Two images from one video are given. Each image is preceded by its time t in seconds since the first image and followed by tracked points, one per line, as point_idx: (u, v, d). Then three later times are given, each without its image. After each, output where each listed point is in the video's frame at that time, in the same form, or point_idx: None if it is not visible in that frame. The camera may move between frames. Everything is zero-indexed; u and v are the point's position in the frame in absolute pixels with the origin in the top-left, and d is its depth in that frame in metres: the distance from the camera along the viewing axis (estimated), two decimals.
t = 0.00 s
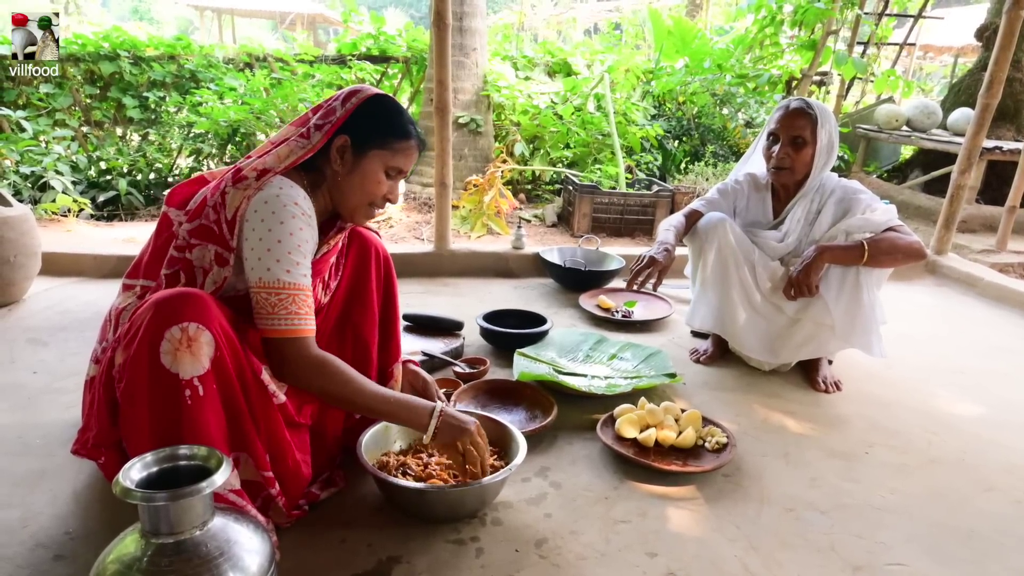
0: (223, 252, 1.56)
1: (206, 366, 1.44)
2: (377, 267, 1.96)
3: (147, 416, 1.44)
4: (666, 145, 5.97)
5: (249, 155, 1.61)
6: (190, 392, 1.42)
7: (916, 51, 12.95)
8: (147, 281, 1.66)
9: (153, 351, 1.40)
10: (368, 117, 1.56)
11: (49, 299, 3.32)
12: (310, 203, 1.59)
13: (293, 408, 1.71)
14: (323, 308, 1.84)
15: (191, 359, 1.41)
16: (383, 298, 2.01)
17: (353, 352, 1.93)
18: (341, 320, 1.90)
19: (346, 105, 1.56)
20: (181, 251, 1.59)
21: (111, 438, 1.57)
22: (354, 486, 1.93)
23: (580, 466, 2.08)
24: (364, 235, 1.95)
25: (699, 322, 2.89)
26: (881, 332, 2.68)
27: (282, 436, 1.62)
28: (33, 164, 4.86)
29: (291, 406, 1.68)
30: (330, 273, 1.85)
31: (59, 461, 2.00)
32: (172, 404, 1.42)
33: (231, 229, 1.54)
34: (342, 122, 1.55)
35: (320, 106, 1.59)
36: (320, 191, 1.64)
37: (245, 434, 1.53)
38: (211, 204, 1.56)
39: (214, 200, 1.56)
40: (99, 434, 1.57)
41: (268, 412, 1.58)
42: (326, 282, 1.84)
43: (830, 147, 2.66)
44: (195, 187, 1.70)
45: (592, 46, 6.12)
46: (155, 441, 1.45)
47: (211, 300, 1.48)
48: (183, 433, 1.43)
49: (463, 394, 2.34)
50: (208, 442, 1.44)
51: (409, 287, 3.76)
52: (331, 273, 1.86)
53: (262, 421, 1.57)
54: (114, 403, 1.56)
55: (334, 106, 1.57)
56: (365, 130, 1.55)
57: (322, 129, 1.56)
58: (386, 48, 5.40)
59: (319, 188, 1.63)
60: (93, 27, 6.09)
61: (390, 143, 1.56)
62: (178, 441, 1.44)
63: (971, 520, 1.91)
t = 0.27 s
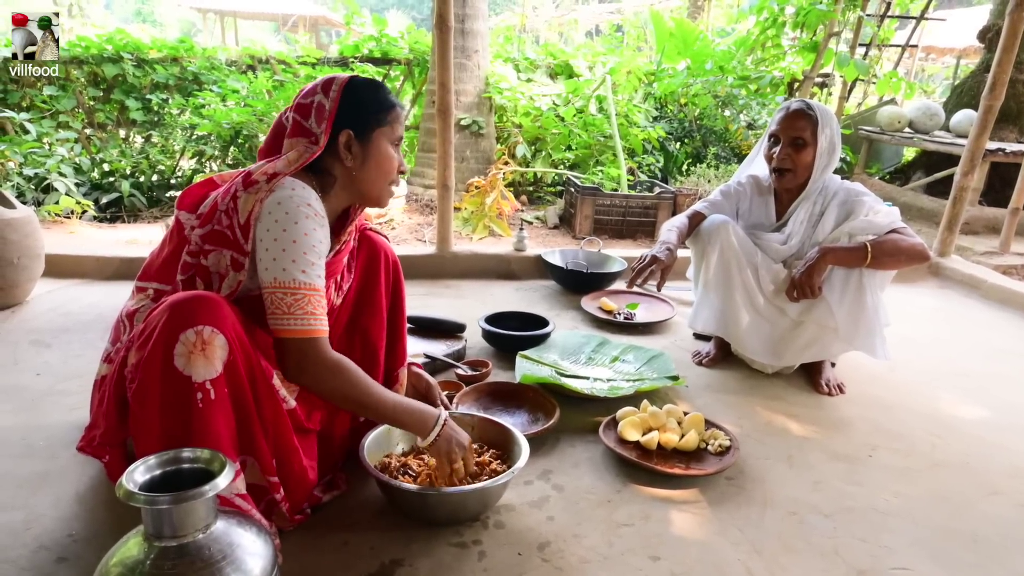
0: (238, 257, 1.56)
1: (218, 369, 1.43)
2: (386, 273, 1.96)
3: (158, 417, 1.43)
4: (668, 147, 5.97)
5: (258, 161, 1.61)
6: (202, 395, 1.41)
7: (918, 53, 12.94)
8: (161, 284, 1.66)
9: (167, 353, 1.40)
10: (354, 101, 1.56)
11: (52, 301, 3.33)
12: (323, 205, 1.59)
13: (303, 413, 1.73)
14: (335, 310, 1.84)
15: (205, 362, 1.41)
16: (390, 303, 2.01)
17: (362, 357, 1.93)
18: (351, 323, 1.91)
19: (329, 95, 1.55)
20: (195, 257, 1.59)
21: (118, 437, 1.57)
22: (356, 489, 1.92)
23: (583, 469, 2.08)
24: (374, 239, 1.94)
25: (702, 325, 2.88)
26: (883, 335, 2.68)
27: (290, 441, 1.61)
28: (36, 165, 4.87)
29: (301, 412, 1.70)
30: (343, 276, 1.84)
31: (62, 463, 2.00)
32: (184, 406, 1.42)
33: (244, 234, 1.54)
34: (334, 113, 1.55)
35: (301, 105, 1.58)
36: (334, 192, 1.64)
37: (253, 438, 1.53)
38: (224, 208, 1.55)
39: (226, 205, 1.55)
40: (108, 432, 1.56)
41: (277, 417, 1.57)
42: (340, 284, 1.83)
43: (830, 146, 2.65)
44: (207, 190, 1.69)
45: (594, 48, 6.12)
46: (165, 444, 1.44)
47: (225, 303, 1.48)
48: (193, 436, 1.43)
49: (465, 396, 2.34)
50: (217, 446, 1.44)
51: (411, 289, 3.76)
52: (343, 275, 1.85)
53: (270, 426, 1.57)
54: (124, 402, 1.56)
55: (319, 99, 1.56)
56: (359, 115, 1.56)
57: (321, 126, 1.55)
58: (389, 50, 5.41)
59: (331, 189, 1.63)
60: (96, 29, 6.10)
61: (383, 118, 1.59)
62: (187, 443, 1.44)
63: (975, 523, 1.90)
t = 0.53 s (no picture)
0: (230, 256, 1.57)
1: (218, 373, 1.43)
2: (387, 273, 1.95)
3: (157, 422, 1.43)
4: (670, 149, 5.97)
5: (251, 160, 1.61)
6: (202, 399, 1.41)
7: (921, 54, 12.93)
8: (159, 287, 1.66)
9: (166, 357, 1.40)
10: (342, 98, 1.55)
11: (54, 303, 3.33)
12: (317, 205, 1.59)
13: (303, 415, 1.73)
14: (336, 308, 1.83)
15: (203, 366, 1.41)
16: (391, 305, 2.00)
17: (363, 357, 1.93)
18: (352, 323, 1.90)
19: (317, 91, 1.54)
20: (192, 258, 1.59)
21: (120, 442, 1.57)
22: (358, 491, 1.93)
23: (585, 472, 2.08)
24: (376, 241, 1.94)
25: (704, 327, 2.88)
26: (886, 337, 2.68)
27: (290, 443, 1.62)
28: (38, 168, 4.88)
29: (300, 414, 1.71)
30: (342, 274, 1.83)
31: (64, 466, 2.00)
32: (184, 410, 1.42)
33: (234, 232, 1.55)
34: (324, 110, 1.54)
35: (286, 102, 1.56)
36: (331, 190, 1.64)
37: (253, 442, 1.53)
38: (217, 208, 1.56)
39: (219, 205, 1.56)
40: (109, 436, 1.57)
41: (275, 417, 1.58)
42: (339, 282, 1.82)
43: (833, 149, 2.65)
44: (201, 191, 1.69)
45: (595, 50, 6.12)
46: (166, 448, 1.45)
47: (224, 307, 1.48)
48: (194, 440, 1.43)
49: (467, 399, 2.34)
50: (218, 449, 1.44)
51: (413, 291, 3.76)
52: (342, 272, 1.84)
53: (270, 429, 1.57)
54: (125, 406, 1.56)
55: (307, 97, 1.54)
56: (350, 110, 1.56)
57: (312, 123, 1.55)
58: (390, 52, 5.44)
59: (329, 186, 1.63)
60: (98, 31, 6.12)
61: (373, 112, 1.59)
62: (188, 447, 1.44)
63: (979, 527, 1.90)
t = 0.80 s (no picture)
0: (229, 260, 1.56)
1: (212, 377, 1.43)
2: (387, 277, 1.95)
3: (153, 426, 1.44)
4: (670, 151, 5.99)
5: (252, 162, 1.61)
6: (196, 404, 1.42)
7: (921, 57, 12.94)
8: (158, 289, 1.66)
9: (159, 362, 1.41)
10: (347, 102, 1.55)
11: (54, 305, 3.33)
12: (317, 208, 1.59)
13: (300, 417, 1.72)
14: (335, 311, 1.83)
15: (197, 371, 1.41)
16: (391, 308, 2.00)
17: (362, 359, 1.93)
18: (352, 326, 1.90)
19: (323, 95, 1.54)
20: (190, 261, 1.59)
21: (115, 447, 1.57)
22: (358, 494, 1.93)
23: (585, 475, 2.08)
24: (375, 244, 1.94)
25: (704, 329, 2.89)
26: (887, 340, 2.68)
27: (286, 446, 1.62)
28: (38, 169, 4.88)
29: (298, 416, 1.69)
30: (342, 277, 1.83)
31: (63, 468, 2.00)
32: (179, 415, 1.42)
33: (235, 235, 1.54)
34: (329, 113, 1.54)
35: (292, 106, 1.55)
36: (329, 193, 1.64)
37: (249, 445, 1.53)
38: (217, 211, 1.57)
39: (219, 208, 1.57)
40: (105, 441, 1.57)
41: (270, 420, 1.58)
42: (338, 287, 1.82)
43: (833, 152, 2.66)
44: (201, 194, 1.69)
45: (596, 53, 6.14)
46: (161, 453, 1.45)
47: (219, 311, 1.48)
48: (189, 444, 1.43)
49: (467, 402, 2.34)
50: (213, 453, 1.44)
51: (413, 293, 3.76)
52: (343, 276, 1.84)
53: (265, 432, 1.58)
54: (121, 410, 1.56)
55: (312, 100, 1.54)
56: (355, 115, 1.56)
57: (314, 126, 1.54)
58: (391, 55, 5.44)
59: (328, 189, 1.63)
60: (99, 33, 6.13)
61: (378, 117, 1.60)
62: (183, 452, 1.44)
63: (980, 530, 1.89)
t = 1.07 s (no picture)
0: (240, 265, 1.55)
1: (212, 376, 1.44)
2: (387, 279, 1.96)
3: (152, 426, 1.44)
4: (669, 153, 5.98)
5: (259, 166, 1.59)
6: (195, 403, 1.42)
7: (919, 59, 12.97)
8: (161, 291, 1.67)
9: (158, 362, 1.41)
10: (356, 107, 1.55)
11: (51, 306, 3.33)
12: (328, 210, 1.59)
13: (299, 417, 1.71)
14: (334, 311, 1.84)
15: (196, 370, 1.41)
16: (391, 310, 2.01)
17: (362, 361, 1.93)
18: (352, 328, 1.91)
19: (333, 97, 1.54)
20: (196, 264, 1.59)
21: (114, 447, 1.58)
22: (355, 495, 1.92)
23: (583, 476, 2.08)
24: (376, 245, 1.94)
25: (703, 331, 2.89)
26: (884, 341, 2.68)
27: (286, 447, 1.61)
28: (36, 170, 4.88)
29: (296, 415, 1.68)
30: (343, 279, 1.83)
31: (60, 469, 2.00)
32: (177, 414, 1.42)
33: (250, 243, 1.53)
34: (337, 115, 1.54)
35: (304, 108, 1.55)
36: (331, 195, 1.64)
37: (249, 445, 1.53)
38: (228, 217, 1.55)
39: (229, 213, 1.55)
40: (104, 442, 1.57)
41: (270, 419, 1.58)
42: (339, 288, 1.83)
43: (829, 154, 2.66)
44: (204, 196, 1.70)
45: (594, 54, 6.15)
46: (160, 454, 1.45)
47: (218, 312, 1.49)
48: (188, 443, 1.43)
49: (465, 403, 2.34)
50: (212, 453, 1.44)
51: (412, 294, 3.76)
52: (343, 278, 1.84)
53: (265, 433, 1.57)
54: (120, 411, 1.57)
55: (323, 102, 1.53)
56: (362, 120, 1.56)
57: (323, 129, 1.53)
58: (390, 56, 5.44)
59: (330, 191, 1.63)
60: (98, 34, 6.13)
61: (387, 123, 1.60)
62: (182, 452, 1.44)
63: (976, 530, 1.90)
